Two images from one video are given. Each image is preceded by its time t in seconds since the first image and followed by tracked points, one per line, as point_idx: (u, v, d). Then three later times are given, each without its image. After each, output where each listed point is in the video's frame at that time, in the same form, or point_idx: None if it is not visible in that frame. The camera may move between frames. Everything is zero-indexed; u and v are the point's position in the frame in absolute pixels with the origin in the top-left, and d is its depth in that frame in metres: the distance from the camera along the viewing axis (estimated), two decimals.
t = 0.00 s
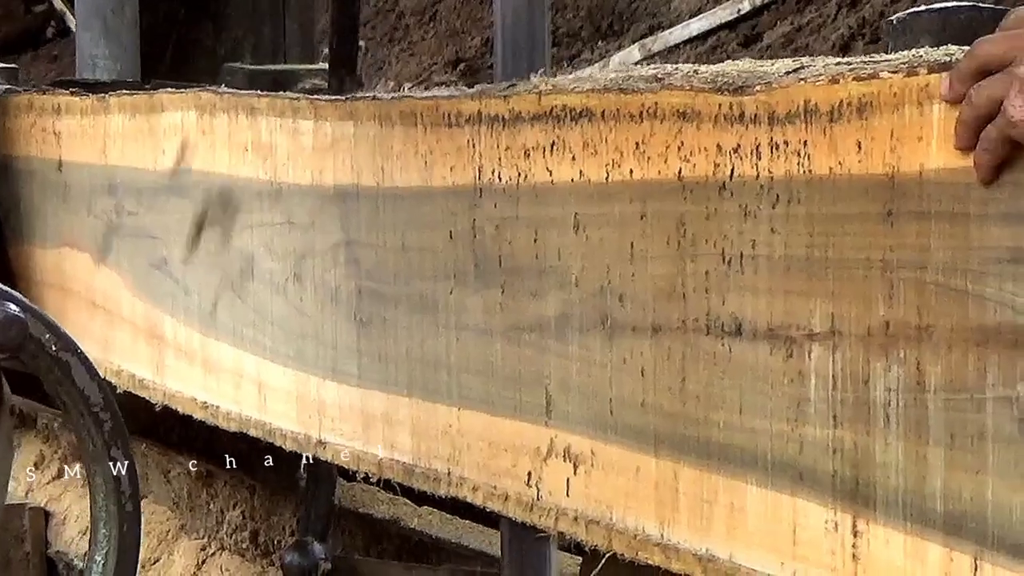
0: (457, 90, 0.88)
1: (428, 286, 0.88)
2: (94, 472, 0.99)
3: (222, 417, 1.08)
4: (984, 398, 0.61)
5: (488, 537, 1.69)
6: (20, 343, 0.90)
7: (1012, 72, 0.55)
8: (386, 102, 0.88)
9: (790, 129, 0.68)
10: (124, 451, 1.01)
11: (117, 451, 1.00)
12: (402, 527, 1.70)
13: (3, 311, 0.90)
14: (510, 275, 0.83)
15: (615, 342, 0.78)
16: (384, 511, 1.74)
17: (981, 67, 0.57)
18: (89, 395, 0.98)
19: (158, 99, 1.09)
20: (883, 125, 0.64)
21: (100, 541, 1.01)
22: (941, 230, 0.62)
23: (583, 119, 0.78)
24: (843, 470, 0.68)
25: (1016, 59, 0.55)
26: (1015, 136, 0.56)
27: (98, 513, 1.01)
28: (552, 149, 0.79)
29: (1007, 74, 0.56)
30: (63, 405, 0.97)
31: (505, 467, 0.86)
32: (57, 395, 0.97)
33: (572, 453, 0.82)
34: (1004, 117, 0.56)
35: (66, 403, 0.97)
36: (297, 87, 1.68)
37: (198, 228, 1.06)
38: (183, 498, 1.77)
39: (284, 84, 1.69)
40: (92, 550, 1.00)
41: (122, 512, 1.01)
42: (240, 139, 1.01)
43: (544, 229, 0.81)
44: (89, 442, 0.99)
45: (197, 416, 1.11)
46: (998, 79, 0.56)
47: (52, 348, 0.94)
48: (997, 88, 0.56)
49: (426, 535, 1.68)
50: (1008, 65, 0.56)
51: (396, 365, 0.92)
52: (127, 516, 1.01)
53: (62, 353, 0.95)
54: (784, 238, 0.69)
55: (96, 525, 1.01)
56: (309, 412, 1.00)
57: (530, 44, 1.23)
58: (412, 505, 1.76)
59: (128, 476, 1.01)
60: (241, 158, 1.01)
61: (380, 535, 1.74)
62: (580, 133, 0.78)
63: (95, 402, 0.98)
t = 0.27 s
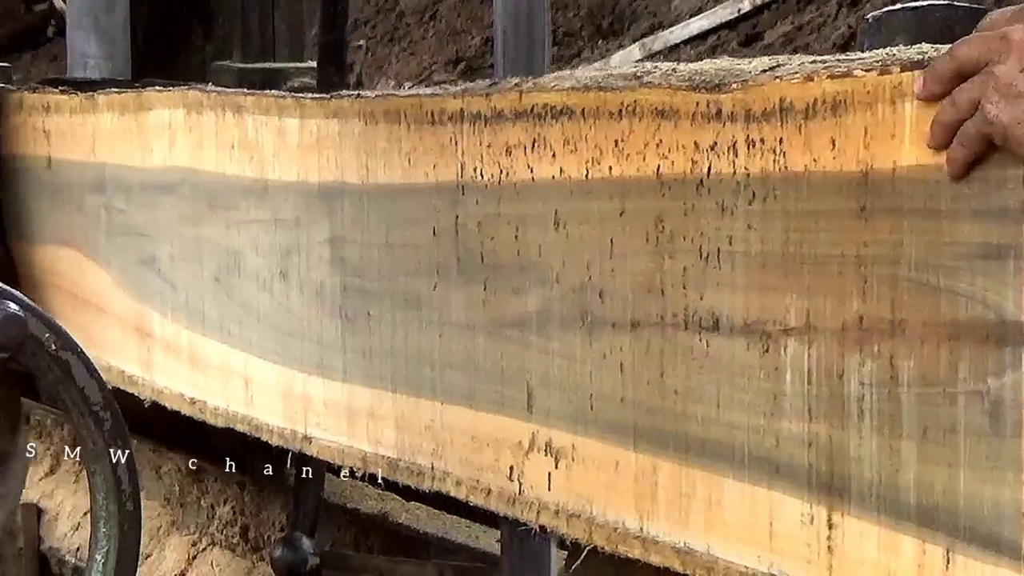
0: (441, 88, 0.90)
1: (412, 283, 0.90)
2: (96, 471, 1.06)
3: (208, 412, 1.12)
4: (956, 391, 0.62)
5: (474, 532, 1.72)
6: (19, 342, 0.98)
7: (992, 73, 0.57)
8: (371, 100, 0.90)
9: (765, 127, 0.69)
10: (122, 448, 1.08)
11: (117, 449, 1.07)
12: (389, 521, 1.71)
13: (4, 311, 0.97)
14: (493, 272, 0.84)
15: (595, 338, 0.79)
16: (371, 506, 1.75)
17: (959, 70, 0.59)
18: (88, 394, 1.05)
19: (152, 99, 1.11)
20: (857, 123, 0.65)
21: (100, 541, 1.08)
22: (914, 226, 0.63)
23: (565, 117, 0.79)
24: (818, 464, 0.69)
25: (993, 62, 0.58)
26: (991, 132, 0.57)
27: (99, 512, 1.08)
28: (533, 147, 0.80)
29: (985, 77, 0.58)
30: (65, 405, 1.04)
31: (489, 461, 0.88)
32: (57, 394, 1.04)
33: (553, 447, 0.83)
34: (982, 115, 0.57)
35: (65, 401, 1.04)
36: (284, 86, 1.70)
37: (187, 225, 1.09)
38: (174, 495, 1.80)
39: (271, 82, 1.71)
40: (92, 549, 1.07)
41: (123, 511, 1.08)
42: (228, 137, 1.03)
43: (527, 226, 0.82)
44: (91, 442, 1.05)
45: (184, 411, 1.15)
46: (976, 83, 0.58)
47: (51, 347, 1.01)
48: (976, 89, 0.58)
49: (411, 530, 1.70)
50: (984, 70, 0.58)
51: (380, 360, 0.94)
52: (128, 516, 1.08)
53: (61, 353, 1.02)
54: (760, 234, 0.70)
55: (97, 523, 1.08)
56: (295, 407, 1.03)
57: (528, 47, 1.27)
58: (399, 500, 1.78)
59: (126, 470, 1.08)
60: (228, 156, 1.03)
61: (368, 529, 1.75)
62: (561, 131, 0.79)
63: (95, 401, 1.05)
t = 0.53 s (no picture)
0: (432, 88, 0.90)
1: (404, 281, 0.90)
2: (96, 472, 1.14)
3: (200, 409, 1.14)
4: (942, 388, 0.62)
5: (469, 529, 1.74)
6: (21, 341, 1.07)
7: (978, 76, 0.57)
8: (362, 99, 0.90)
9: (753, 125, 0.69)
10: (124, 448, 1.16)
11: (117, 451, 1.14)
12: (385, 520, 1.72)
13: (6, 312, 1.05)
14: (484, 270, 0.85)
15: (585, 335, 0.80)
16: (366, 504, 1.76)
17: (945, 71, 0.59)
18: (88, 395, 1.12)
19: (155, 99, 1.13)
20: (843, 121, 0.65)
21: (101, 541, 1.15)
22: (900, 223, 0.63)
23: (554, 116, 0.79)
24: (805, 460, 0.69)
25: (978, 65, 0.58)
26: (976, 133, 0.57)
27: (101, 513, 1.15)
28: (523, 146, 0.81)
29: (971, 79, 0.58)
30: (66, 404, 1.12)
31: (480, 458, 0.88)
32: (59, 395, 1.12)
33: (543, 444, 0.84)
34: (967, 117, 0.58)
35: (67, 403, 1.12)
36: (278, 86, 1.71)
37: (181, 225, 1.12)
38: (171, 493, 1.81)
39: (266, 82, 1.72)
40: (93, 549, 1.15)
41: (123, 510, 1.15)
42: (220, 137, 1.05)
43: (517, 224, 0.82)
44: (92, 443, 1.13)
45: (178, 409, 1.18)
46: (962, 85, 0.58)
47: (52, 348, 1.10)
48: (961, 92, 0.58)
49: (408, 529, 1.71)
50: (969, 72, 0.58)
51: (372, 359, 0.95)
52: (128, 515, 1.15)
53: (62, 353, 1.11)
54: (748, 232, 0.70)
55: (99, 522, 1.15)
56: (289, 406, 1.04)
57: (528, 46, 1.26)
58: (394, 498, 1.78)
59: (126, 470, 1.15)
60: (220, 156, 1.05)
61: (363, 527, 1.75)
62: (550, 130, 0.79)
63: (96, 403, 1.13)
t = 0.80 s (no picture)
0: (429, 87, 0.90)
1: (402, 281, 0.90)
2: (96, 473, 1.15)
3: (201, 409, 1.15)
4: (938, 386, 0.62)
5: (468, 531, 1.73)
6: (20, 342, 1.07)
7: (973, 77, 0.58)
8: (359, 99, 0.91)
9: (749, 123, 0.70)
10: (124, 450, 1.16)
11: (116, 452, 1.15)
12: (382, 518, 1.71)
13: (6, 313, 1.06)
14: (481, 269, 0.85)
15: (582, 334, 0.80)
16: (365, 504, 1.76)
17: (939, 71, 0.59)
18: (89, 396, 1.14)
19: (155, 99, 1.14)
20: (839, 120, 0.65)
21: (102, 541, 1.16)
22: (895, 222, 0.63)
23: (551, 115, 0.80)
24: (802, 458, 0.69)
25: (972, 66, 0.58)
26: (969, 133, 0.58)
27: (100, 515, 1.16)
28: (520, 145, 0.81)
29: (965, 80, 0.58)
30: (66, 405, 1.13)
31: (478, 458, 0.89)
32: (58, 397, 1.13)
33: (541, 444, 0.84)
34: (962, 117, 0.58)
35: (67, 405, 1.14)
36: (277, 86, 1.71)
37: (179, 225, 1.13)
38: (169, 494, 1.81)
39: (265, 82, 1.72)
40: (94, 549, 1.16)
41: (123, 511, 1.16)
42: (219, 137, 1.05)
43: (514, 224, 0.82)
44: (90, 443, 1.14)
45: (178, 410, 1.18)
46: (956, 85, 0.59)
47: (52, 349, 1.11)
48: (956, 92, 0.59)
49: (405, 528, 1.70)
50: (963, 73, 0.59)
51: (370, 359, 0.95)
52: (128, 516, 1.16)
53: (62, 354, 1.12)
54: (744, 231, 0.71)
55: (99, 523, 1.17)
56: (288, 406, 1.04)
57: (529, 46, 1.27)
58: (393, 497, 1.78)
59: (125, 470, 1.16)
60: (219, 156, 1.05)
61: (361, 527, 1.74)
62: (548, 129, 0.80)
63: (96, 404, 1.14)
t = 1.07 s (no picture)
0: (432, 87, 0.90)
1: (404, 281, 0.90)
2: (96, 473, 1.16)
3: (203, 410, 1.15)
4: (941, 385, 0.62)
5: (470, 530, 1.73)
6: (20, 343, 1.07)
7: (975, 77, 0.57)
8: (361, 99, 0.91)
9: (752, 123, 0.69)
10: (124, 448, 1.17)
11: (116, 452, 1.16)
12: (383, 518, 1.72)
13: (5, 315, 1.06)
14: (484, 269, 0.85)
15: (585, 334, 0.80)
16: (366, 504, 1.77)
17: (941, 70, 0.59)
18: (89, 397, 1.14)
19: (157, 100, 1.14)
20: (842, 119, 0.65)
21: (103, 541, 1.17)
22: (898, 221, 0.63)
23: (553, 115, 0.79)
24: (805, 458, 0.69)
25: (975, 65, 0.58)
26: (972, 133, 0.57)
27: (101, 514, 1.18)
28: (522, 145, 0.81)
29: (969, 79, 0.58)
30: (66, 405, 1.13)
31: (481, 458, 0.89)
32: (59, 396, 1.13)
33: (544, 444, 0.84)
34: (965, 117, 0.58)
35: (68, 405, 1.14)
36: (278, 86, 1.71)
37: (180, 225, 1.13)
38: (171, 495, 1.80)
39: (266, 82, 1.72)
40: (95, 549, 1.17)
41: (124, 512, 1.17)
42: (220, 137, 1.05)
43: (516, 224, 0.82)
44: (91, 444, 1.15)
45: (181, 411, 1.18)
46: (960, 84, 0.58)
47: (52, 349, 1.10)
48: (959, 92, 0.58)
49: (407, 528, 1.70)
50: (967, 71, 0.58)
51: (372, 359, 0.95)
52: (128, 516, 1.17)
53: (62, 355, 1.11)
54: (747, 230, 0.70)
55: (100, 523, 1.18)
56: (290, 406, 1.04)
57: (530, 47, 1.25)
58: (394, 497, 1.78)
59: (126, 470, 1.17)
60: (221, 156, 1.05)
61: (363, 528, 1.75)
62: (550, 129, 0.80)
63: (96, 404, 1.14)
